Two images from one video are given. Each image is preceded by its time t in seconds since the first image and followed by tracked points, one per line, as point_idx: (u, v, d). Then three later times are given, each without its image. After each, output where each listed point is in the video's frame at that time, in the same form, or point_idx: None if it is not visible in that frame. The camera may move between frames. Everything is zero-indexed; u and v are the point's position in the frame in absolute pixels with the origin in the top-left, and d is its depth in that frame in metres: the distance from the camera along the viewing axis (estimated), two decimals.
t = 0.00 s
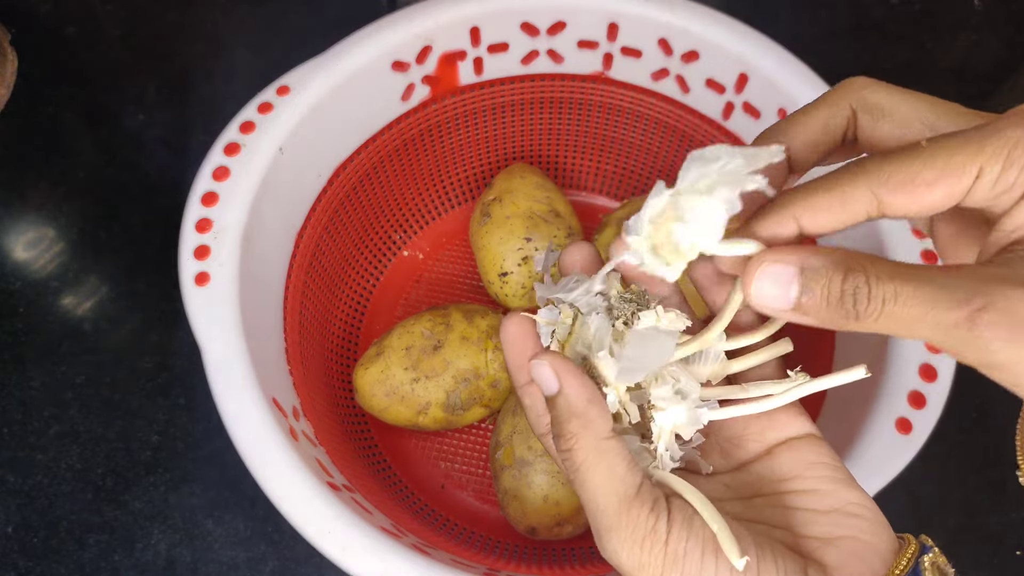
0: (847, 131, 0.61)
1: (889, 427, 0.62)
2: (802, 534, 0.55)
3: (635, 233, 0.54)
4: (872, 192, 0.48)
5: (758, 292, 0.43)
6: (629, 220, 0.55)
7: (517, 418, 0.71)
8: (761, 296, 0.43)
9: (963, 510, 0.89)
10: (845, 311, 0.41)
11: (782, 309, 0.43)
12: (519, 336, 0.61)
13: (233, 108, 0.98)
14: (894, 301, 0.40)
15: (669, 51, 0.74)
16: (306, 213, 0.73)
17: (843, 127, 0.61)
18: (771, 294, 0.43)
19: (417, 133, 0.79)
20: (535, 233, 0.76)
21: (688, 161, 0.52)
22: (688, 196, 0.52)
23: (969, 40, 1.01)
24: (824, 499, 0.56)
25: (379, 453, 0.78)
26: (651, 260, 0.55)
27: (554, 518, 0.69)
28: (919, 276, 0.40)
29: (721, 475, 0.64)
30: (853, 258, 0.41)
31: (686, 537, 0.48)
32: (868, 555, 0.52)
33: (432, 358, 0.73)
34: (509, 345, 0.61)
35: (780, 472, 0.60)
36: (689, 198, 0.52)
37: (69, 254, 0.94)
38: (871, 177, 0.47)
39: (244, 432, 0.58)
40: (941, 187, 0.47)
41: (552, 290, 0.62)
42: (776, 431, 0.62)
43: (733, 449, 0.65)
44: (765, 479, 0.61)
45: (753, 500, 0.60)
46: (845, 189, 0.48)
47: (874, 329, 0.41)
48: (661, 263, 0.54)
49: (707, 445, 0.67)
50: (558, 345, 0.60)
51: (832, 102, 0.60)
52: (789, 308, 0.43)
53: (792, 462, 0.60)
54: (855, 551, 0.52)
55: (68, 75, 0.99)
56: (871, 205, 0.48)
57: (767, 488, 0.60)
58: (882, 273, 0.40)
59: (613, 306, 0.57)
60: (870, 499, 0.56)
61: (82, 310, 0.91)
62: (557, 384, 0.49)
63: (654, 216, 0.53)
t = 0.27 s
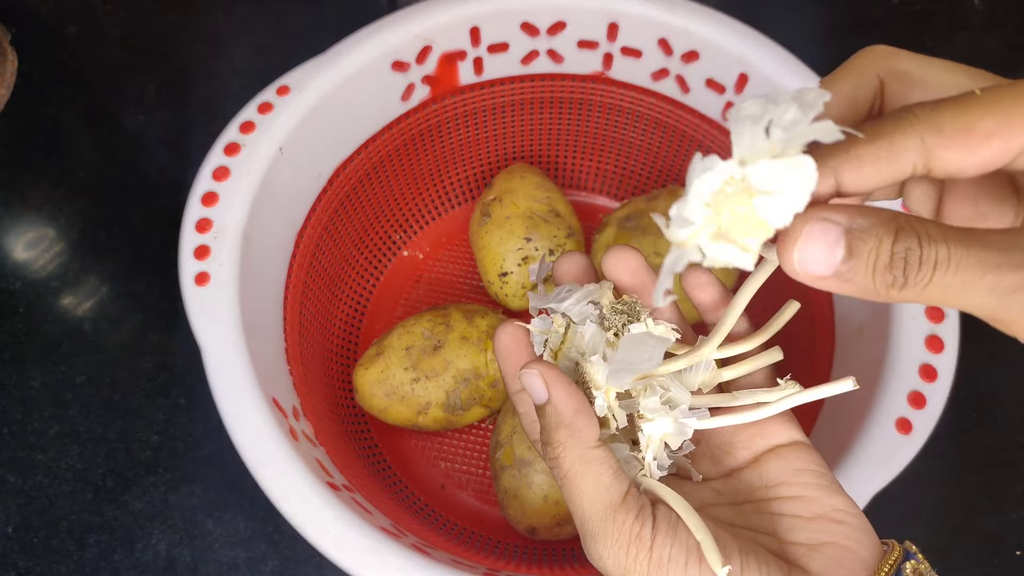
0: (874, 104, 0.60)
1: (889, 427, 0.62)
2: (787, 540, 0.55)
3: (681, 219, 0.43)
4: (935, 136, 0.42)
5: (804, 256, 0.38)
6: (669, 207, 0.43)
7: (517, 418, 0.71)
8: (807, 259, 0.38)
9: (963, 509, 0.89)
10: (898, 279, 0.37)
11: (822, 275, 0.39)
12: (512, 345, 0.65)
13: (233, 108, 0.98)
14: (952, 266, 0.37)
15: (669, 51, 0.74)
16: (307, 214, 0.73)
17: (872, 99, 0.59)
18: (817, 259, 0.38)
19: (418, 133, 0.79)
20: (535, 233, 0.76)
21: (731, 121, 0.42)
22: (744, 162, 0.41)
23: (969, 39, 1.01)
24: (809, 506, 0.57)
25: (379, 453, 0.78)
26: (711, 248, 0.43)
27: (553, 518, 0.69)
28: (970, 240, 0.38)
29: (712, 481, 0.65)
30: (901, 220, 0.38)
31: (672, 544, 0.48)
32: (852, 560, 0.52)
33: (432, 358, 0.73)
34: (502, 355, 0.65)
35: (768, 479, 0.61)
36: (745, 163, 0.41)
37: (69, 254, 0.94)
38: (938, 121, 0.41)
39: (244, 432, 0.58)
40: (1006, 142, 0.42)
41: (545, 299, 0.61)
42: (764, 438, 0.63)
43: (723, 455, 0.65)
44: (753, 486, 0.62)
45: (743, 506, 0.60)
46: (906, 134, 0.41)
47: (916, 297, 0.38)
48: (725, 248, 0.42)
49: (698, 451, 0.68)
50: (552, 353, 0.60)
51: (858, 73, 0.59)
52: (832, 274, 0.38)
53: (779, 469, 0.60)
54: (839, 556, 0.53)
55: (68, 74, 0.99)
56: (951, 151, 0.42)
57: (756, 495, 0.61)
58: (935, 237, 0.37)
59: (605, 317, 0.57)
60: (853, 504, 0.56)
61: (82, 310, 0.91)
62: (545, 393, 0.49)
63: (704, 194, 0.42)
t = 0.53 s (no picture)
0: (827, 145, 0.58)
1: (889, 428, 0.62)
2: (790, 550, 0.56)
3: (694, 250, 0.42)
4: (900, 149, 0.44)
5: (795, 280, 0.38)
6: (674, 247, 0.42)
7: (517, 418, 0.71)
8: (797, 283, 0.38)
9: (963, 510, 0.89)
10: (893, 297, 0.37)
11: (814, 300, 0.38)
12: (521, 348, 0.64)
13: (233, 108, 0.98)
14: (945, 277, 0.37)
15: (669, 51, 0.74)
16: (306, 213, 0.73)
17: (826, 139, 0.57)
18: (805, 283, 0.38)
19: (418, 133, 0.79)
20: (535, 232, 0.76)
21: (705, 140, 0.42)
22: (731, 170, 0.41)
23: (969, 39, 1.01)
24: (811, 516, 0.57)
25: (379, 453, 0.78)
26: (745, 266, 0.41)
27: (554, 518, 0.69)
28: (955, 252, 0.38)
29: (716, 488, 0.65)
30: (883, 239, 0.38)
31: (675, 551, 0.49)
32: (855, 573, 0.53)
33: (432, 358, 0.73)
34: (512, 359, 0.65)
35: (772, 488, 0.61)
36: (736, 172, 0.41)
37: (69, 254, 0.94)
38: (898, 134, 0.44)
39: (244, 432, 0.58)
40: (969, 148, 0.45)
41: (554, 306, 0.62)
42: (770, 447, 0.63)
43: (728, 463, 0.65)
44: (758, 494, 0.61)
45: (746, 514, 0.60)
46: (877, 143, 0.44)
47: (912, 317, 0.38)
48: (760, 262, 0.40)
49: (703, 459, 0.68)
50: (559, 359, 0.61)
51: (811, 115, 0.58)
52: (823, 299, 0.38)
53: (783, 478, 0.60)
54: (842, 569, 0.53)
55: (68, 74, 0.98)
56: (916, 162, 0.45)
57: (760, 503, 0.61)
58: (920, 253, 0.37)
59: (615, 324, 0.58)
60: (858, 517, 0.56)
61: (82, 310, 0.91)
62: (552, 397, 0.51)
63: (705, 215, 0.41)
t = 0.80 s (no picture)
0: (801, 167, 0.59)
1: (888, 428, 0.62)
2: (795, 563, 0.56)
3: (712, 225, 0.33)
4: (890, 150, 0.49)
5: (816, 291, 0.35)
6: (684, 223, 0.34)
7: (517, 419, 0.71)
8: (819, 295, 0.35)
9: (964, 510, 0.89)
10: (915, 300, 0.35)
11: (839, 311, 0.35)
12: (526, 357, 0.65)
13: (233, 108, 0.98)
14: (963, 275, 0.36)
15: (669, 51, 0.74)
16: (307, 213, 0.73)
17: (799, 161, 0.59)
18: (827, 292, 0.35)
19: (418, 134, 0.79)
20: (535, 233, 0.76)
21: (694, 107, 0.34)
22: (733, 133, 0.34)
23: (970, 40, 1.01)
24: (816, 528, 0.57)
25: (379, 453, 0.78)
26: (769, 233, 0.34)
27: (553, 518, 0.69)
28: (968, 251, 0.37)
29: (724, 499, 0.65)
30: (892, 243, 0.37)
31: (681, 563, 0.50)
32: None
33: (432, 358, 0.73)
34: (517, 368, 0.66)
35: (779, 499, 0.61)
36: (738, 133, 0.34)
37: (68, 254, 0.94)
38: (886, 139, 0.49)
39: (244, 432, 0.58)
40: (957, 142, 0.49)
41: (559, 314, 0.63)
42: (777, 458, 0.63)
43: (735, 473, 0.66)
44: (765, 505, 0.62)
45: (753, 526, 0.61)
46: (867, 151, 0.48)
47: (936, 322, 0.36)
48: (788, 228, 0.34)
49: (710, 468, 0.68)
50: (564, 369, 0.63)
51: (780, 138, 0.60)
52: (847, 310, 0.35)
53: (789, 489, 0.61)
54: None
55: (68, 75, 0.99)
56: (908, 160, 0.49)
57: (767, 514, 0.61)
58: (935, 255, 0.36)
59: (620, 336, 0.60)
60: (864, 530, 0.56)
61: (82, 310, 0.91)
62: (556, 410, 0.53)
63: (717, 184, 0.33)
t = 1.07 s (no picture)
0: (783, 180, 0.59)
1: (888, 428, 0.62)
2: (802, 571, 0.56)
3: (685, 244, 0.31)
4: (878, 159, 0.48)
5: (808, 312, 0.32)
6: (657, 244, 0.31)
7: (517, 419, 0.71)
8: (811, 317, 0.32)
9: (963, 510, 0.89)
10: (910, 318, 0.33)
11: (830, 332, 0.33)
12: (533, 363, 0.66)
13: (233, 108, 0.98)
14: (958, 289, 0.34)
15: (669, 51, 0.74)
16: (307, 213, 0.73)
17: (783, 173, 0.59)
18: (817, 313, 0.32)
19: (417, 134, 0.79)
20: (535, 233, 0.76)
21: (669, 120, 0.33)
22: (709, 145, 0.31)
23: (968, 40, 1.01)
24: (825, 538, 0.58)
25: (379, 453, 0.78)
26: (747, 253, 0.31)
27: (553, 518, 0.69)
28: (957, 266, 0.35)
29: (730, 507, 0.65)
30: (880, 259, 0.35)
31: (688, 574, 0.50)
32: None
33: (432, 358, 0.73)
34: (525, 373, 0.66)
35: (786, 508, 0.61)
36: (714, 145, 0.31)
37: (68, 254, 0.94)
38: (873, 148, 0.49)
39: (245, 431, 0.59)
40: (946, 150, 0.49)
41: (569, 322, 0.66)
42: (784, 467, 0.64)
43: (742, 482, 0.66)
44: (773, 515, 0.62)
45: (759, 534, 0.61)
46: (855, 162, 0.48)
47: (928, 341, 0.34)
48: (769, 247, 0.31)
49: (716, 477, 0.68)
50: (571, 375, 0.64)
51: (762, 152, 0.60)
52: (840, 331, 0.33)
53: (797, 499, 0.61)
54: None
55: (68, 75, 0.98)
56: (897, 167, 0.48)
57: (773, 524, 0.61)
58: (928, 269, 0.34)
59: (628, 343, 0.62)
60: (874, 540, 0.57)
61: (82, 310, 0.92)
62: (561, 419, 0.53)
63: (690, 202, 0.31)
